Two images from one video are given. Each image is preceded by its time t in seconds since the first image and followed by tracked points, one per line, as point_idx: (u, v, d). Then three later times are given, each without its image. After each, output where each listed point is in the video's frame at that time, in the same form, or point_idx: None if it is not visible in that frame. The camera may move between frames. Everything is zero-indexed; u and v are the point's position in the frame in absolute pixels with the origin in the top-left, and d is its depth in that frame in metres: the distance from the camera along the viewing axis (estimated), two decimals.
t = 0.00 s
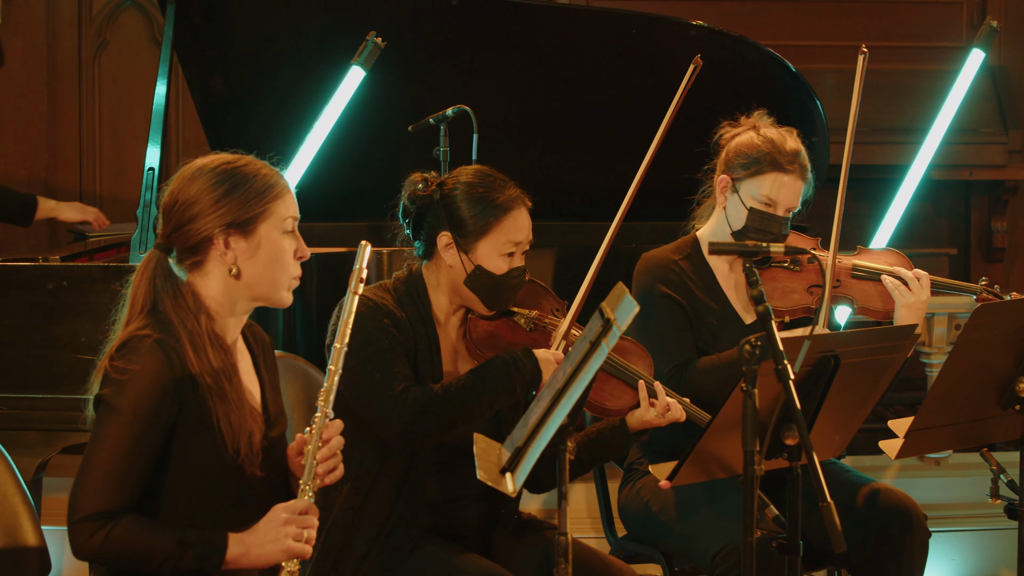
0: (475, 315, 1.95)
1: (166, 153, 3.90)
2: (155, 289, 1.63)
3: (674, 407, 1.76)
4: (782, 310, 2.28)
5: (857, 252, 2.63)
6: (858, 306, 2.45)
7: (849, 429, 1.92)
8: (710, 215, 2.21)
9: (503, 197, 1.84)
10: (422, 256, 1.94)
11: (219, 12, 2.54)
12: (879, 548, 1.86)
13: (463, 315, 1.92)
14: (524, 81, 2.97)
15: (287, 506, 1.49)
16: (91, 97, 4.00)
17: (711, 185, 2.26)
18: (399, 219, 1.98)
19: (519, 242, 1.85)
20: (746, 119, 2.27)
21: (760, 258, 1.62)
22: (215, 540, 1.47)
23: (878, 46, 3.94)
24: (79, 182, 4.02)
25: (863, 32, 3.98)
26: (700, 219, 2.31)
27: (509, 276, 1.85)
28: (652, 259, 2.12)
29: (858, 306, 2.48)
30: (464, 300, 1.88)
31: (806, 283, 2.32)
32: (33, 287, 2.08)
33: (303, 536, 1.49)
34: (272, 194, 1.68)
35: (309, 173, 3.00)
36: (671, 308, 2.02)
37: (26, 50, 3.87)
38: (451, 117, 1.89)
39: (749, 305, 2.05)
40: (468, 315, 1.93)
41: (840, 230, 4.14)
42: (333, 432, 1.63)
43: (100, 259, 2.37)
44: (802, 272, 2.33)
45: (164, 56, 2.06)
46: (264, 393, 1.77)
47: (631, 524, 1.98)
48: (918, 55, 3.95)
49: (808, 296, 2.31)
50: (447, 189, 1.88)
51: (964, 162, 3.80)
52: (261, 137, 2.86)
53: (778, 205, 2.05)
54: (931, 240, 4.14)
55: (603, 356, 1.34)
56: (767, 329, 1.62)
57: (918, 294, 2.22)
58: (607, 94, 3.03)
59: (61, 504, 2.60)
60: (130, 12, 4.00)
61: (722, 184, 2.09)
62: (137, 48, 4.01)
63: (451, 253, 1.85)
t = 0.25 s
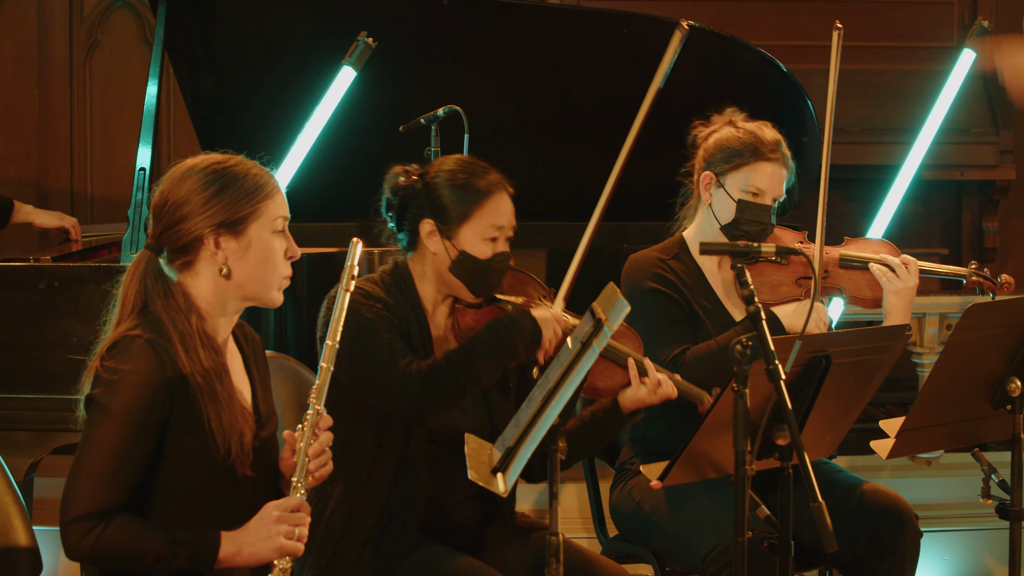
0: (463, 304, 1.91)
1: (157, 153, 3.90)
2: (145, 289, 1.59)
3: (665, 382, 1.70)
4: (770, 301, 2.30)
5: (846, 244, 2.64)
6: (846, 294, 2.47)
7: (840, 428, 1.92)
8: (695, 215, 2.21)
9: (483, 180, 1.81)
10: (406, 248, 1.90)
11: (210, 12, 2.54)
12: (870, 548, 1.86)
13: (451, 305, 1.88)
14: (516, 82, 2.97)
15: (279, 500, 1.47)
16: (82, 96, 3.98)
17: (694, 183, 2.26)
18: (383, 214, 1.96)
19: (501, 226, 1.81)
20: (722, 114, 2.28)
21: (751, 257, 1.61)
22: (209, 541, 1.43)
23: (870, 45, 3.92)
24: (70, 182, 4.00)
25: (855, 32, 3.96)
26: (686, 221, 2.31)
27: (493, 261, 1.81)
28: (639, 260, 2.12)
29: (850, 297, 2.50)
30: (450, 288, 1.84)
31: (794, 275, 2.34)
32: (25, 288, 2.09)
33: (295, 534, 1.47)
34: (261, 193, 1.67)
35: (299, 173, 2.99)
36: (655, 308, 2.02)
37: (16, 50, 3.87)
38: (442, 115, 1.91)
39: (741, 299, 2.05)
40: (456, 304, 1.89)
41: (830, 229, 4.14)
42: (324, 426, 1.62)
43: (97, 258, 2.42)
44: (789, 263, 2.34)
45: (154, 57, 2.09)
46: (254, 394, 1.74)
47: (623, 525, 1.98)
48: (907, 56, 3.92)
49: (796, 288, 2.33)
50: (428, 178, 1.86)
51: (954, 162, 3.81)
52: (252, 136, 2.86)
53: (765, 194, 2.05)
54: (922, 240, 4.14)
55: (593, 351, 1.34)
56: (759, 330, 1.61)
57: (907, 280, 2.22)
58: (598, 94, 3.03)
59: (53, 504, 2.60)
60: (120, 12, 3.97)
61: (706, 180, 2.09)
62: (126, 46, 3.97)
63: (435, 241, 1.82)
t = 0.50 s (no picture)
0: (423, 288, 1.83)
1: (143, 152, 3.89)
2: (130, 289, 1.56)
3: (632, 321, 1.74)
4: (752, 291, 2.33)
5: (827, 231, 2.66)
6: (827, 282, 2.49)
7: (827, 428, 1.93)
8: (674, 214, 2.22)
9: (420, 156, 1.81)
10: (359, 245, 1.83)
11: (197, 13, 2.54)
12: (855, 547, 1.86)
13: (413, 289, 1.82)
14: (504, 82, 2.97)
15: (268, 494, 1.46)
16: (68, 95, 3.96)
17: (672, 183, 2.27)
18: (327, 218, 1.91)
19: (447, 198, 1.81)
20: (693, 113, 2.30)
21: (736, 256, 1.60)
22: (198, 540, 1.42)
23: (855, 45, 3.92)
24: (57, 180, 3.98)
25: (841, 31, 3.96)
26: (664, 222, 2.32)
27: (445, 232, 1.80)
28: (622, 258, 2.14)
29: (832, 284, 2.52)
30: (410, 271, 1.80)
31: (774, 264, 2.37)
32: (12, 288, 2.11)
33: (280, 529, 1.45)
34: (247, 193, 1.63)
35: (285, 173, 2.99)
36: (638, 305, 2.01)
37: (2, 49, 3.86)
38: (429, 116, 1.95)
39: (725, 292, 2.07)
40: (416, 289, 1.81)
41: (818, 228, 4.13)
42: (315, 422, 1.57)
43: (82, 258, 2.44)
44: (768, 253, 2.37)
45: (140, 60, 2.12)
46: (240, 395, 1.73)
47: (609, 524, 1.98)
48: (895, 55, 3.92)
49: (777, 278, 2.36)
50: (367, 168, 1.83)
51: (942, 162, 3.78)
52: (239, 136, 2.86)
53: (745, 185, 2.06)
54: (910, 240, 4.15)
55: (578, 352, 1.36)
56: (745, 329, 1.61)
57: (886, 264, 2.23)
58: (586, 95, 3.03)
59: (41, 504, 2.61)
60: (107, 11, 3.96)
61: (686, 177, 2.11)
62: (113, 45, 3.97)
63: (384, 223, 1.79)
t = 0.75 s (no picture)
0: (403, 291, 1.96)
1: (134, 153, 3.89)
2: (120, 290, 1.52)
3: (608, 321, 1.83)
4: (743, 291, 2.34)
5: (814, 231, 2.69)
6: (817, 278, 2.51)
7: (818, 428, 1.92)
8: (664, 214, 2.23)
9: (398, 159, 1.93)
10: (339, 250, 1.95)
11: (188, 13, 2.55)
12: (847, 547, 1.86)
13: (391, 292, 1.91)
14: (496, 82, 2.97)
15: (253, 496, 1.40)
16: (59, 96, 3.96)
17: (660, 183, 2.28)
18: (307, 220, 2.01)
19: (425, 201, 1.92)
20: (684, 113, 2.31)
21: (728, 256, 1.59)
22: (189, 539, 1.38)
23: (845, 46, 3.94)
24: (48, 180, 3.98)
25: (832, 32, 3.96)
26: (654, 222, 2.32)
27: (422, 233, 1.89)
28: (611, 258, 2.14)
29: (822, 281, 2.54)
30: (390, 274, 1.89)
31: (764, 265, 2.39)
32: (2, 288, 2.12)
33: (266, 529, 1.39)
34: (238, 194, 1.60)
35: (276, 173, 2.99)
36: (628, 306, 2.02)
37: None
38: (419, 116, 1.98)
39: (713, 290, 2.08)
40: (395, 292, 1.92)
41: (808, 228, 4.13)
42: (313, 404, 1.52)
43: (73, 259, 2.45)
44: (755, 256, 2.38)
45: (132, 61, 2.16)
46: (230, 395, 1.69)
47: (601, 524, 1.97)
48: (888, 55, 3.93)
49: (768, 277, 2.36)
50: (348, 170, 1.96)
51: (933, 161, 3.78)
52: (230, 136, 2.87)
53: (733, 185, 2.06)
54: (900, 240, 4.16)
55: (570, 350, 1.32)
56: (736, 329, 1.59)
57: (874, 260, 2.21)
58: (578, 95, 3.03)
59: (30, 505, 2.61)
60: (98, 12, 3.96)
61: (674, 176, 2.11)
62: (104, 46, 3.96)
63: (364, 225, 1.90)
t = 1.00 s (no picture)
0: (395, 292, 1.96)
1: (129, 153, 3.90)
2: (116, 289, 1.50)
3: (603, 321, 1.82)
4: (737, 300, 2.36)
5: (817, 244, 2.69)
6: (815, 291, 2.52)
7: (813, 428, 1.92)
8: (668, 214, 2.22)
9: (389, 159, 1.94)
10: (329, 251, 1.96)
11: (183, 12, 2.55)
12: (842, 548, 1.86)
13: (384, 292, 1.92)
14: (492, 81, 2.98)
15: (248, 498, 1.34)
16: (54, 96, 3.96)
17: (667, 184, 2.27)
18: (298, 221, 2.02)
19: (416, 201, 1.92)
20: (695, 115, 2.30)
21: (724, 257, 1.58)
22: (177, 543, 1.34)
23: (840, 46, 3.94)
24: (44, 181, 3.99)
25: (827, 32, 3.96)
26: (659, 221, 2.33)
27: (414, 234, 1.89)
28: (612, 258, 2.14)
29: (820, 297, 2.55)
30: (381, 275, 1.91)
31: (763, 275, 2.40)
32: None
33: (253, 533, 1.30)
34: (234, 194, 1.58)
35: (271, 173, 2.99)
36: (623, 307, 2.03)
37: None
38: (414, 117, 1.98)
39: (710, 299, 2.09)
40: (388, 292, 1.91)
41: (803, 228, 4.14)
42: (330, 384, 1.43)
43: (63, 262, 2.50)
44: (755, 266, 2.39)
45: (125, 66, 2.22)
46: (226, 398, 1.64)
47: (596, 525, 1.97)
48: (884, 55, 3.92)
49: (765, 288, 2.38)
50: (339, 171, 1.96)
51: (929, 161, 3.78)
52: (225, 136, 2.87)
53: (737, 197, 2.06)
54: (896, 240, 4.15)
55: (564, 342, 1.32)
56: (731, 329, 1.58)
57: (874, 280, 2.19)
58: (574, 94, 3.04)
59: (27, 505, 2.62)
60: (93, 12, 3.95)
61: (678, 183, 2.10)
62: (99, 46, 3.96)
63: (354, 227, 1.90)
